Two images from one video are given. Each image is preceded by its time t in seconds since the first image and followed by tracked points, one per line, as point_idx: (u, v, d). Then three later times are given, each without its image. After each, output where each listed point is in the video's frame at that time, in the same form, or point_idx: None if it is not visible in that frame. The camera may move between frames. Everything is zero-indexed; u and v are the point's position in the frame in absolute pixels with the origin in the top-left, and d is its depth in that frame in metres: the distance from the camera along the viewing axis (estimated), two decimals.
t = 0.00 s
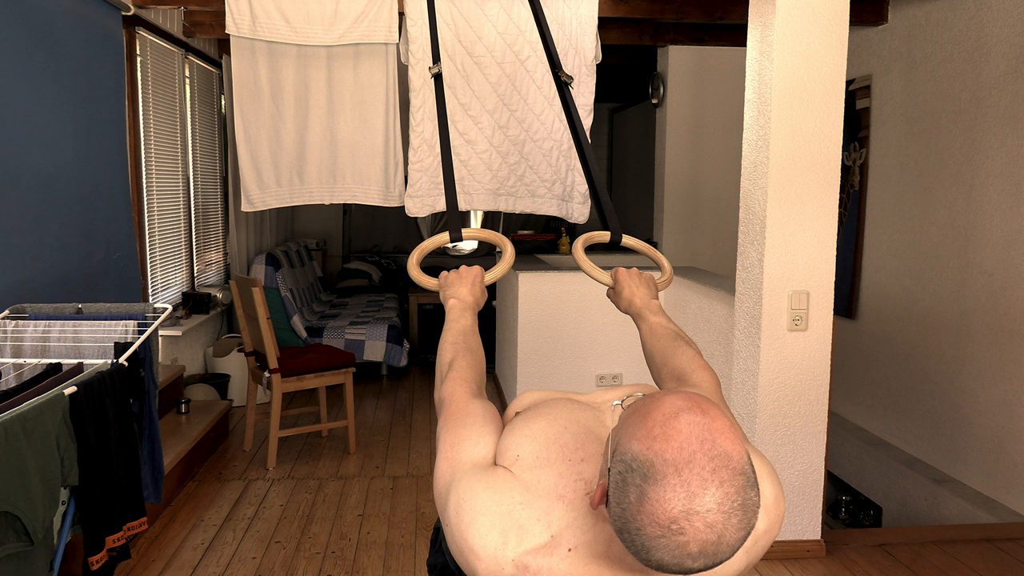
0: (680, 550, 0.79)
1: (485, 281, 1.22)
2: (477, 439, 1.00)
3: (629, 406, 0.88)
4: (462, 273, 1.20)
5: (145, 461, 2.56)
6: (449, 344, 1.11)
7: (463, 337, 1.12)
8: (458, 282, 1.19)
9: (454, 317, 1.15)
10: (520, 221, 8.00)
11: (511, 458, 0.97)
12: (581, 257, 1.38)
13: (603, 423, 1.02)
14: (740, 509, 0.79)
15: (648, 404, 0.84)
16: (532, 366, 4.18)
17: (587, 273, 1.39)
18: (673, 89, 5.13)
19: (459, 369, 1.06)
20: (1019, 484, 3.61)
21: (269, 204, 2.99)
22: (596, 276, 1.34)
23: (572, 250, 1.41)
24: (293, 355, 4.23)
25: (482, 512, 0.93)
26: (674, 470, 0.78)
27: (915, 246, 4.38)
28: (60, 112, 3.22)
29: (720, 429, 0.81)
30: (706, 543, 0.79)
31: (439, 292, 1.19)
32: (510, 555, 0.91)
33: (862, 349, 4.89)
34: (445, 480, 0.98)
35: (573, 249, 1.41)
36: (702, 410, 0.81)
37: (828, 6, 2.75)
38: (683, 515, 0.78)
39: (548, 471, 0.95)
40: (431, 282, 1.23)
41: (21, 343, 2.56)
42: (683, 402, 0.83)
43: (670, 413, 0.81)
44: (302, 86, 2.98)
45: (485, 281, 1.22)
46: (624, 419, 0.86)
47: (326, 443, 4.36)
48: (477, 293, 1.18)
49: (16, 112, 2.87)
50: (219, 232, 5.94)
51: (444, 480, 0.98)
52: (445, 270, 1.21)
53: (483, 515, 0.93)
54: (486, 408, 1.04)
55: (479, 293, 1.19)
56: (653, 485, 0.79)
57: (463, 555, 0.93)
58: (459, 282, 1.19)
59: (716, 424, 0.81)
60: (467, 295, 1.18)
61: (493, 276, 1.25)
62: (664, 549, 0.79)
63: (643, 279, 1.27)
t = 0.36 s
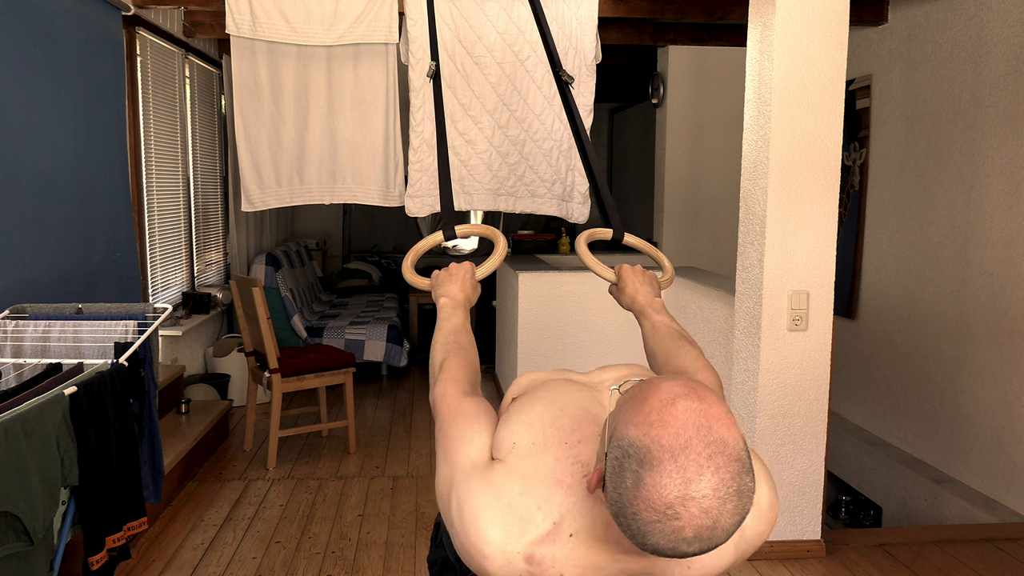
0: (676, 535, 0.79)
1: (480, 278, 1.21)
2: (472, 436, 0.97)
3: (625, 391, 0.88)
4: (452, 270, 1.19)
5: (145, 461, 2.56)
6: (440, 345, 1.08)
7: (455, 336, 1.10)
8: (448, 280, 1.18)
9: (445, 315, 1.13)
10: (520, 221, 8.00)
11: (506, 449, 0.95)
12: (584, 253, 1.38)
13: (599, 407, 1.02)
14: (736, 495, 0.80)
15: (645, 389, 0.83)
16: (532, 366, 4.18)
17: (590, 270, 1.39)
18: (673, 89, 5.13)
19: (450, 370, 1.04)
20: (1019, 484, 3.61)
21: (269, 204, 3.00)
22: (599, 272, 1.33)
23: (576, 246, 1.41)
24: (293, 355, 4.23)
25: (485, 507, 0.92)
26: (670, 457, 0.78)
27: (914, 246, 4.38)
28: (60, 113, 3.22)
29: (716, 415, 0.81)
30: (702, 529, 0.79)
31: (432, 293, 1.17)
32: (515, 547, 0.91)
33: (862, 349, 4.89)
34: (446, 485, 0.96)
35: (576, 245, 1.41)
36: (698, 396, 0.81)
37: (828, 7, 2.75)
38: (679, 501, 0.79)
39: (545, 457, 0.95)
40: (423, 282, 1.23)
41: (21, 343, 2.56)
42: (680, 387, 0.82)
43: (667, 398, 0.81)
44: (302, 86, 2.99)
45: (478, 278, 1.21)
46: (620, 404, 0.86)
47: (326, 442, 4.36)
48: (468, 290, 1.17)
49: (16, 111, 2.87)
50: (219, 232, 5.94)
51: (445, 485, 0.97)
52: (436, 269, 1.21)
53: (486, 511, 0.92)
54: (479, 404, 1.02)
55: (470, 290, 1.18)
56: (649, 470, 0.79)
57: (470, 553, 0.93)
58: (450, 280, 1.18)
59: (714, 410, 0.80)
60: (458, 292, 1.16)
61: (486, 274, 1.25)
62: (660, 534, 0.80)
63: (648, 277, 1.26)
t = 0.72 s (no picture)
0: (677, 561, 0.78)
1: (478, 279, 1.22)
2: (471, 433, 0.98)
3: (629, 404, 0.85)
4: (453, 271, 1.20)
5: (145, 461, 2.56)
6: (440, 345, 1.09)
7: (453, 336, 1.11)
8: (450, 278, 1.18)
9: (444, 315, 1.14)
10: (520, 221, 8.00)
11: (505, 444, 0.94)
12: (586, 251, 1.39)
13: (599, 403, 1.00)
14: (740, 523, 0.78)
15: (650, 408, 0.81)
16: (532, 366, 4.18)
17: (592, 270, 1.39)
18: (673, 89, 5.13)
19: (450, 370, 1.05)
20: (1018, 485, 3.61)
21: (269, 204, 3.00)
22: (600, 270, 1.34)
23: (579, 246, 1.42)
24: (293, 355, 4.23)
25: (482, 504, 0.91)
26: (674, 483, 0.77)
27: (914, 246, 4.38)
28: (60, 113, 3.22)
29: (722, 440, 0.78)
30: (703, 556, 0.77)
31: (431, 293, 1.18)
32: (512, 546, 0.90)
33: (863, 349, 4.89)
34: (446, 482, 0.96)
35: (579, 245, 1.42)
36: (704, 419, 0.79)
37: (827, 7, 2.75)
38: (681, 529, 0.77)
39: (543, 452, 0.93)
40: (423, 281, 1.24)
41: (21, 343, 2.56)
42: (687, 407, 0.80)
43: (672, 420, 0.79)
44: (302, 86, 2.99)
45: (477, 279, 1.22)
46: (623, 418, 0.84)
47: (326, 443, 4.36)
48: (467, 290, 1.17)
49: (15, 111, 2.87)
50: (219, 232, 5.94)
51: (445, 482, 0.97)
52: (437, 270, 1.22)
53: (485, 507, 0.91)
54: (479, 402, 1.03)
55: (469, 290, 1.19)
56: (651, 496, 0.78)
57: (469, 550, 0.92)
58: (450, 279, 1.19)
59: (719, 434, 0.78)
60: (458, 292, 1.17)
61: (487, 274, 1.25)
62: (661, 560, 0.78)
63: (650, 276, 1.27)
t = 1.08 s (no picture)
0: None
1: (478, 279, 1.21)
2: (472, 435, 0.97)
3: (640, 455, 0.75)
4: (453, 272, 1.20)
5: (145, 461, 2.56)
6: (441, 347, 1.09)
7: (454, 338, 1.11)
8: (450, 278, 1.18)
9: (445, 317, 1.14)
10: (520, 221, 8.00)
11: (505, 447, 0.92)
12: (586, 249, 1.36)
13: (601, 403, 0.98)
14: None
15: (661, 471, 0.70)
16: (531, 366, 4.18)
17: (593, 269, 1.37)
18: (673, 89, 5.13)
19: (450, 372, 1.04)
20: (1018, 485, 3.61)
21: (269, 204, 3.00)
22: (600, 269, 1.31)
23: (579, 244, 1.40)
24: (293, 355, 4.23)
25: (483, 507, 0.90)
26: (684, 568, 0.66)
27: (914, 246, 4.38)
28: (60, 113, 3.22)
29: (740, 517, 0.67)
30: None
31: (431, 294, 1.18)
32: (513, 550, 0.88)
33: (862, 349, 4.89)
34: (447, 484, 0.95)
35: (580, 243, 1.40)
36: (721, 493, 0.67)
37: (828, 7, 2.75)
38: None
39: (545, 453, 0.91)
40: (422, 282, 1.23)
41: (21, 343, 2.56)
42: (704, 477, 0.68)
43: (684, 494, 0.68)
44: (302, 86, 2.99)
45: (477, 279, 1.21)
46: (632, 473, 0.74)
47: (326, 443, 4.36)
48: (467, 291, 1.17)
49: (15, 111, 2.87)
50: (219, 232, 5.94)
51: (445, 483, 0.96)
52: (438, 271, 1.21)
53: (486, 509, 0.90)
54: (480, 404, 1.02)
55: (470, 291, 1.18)
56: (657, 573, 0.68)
57: (471, 552, 0.91)
58: (449, 280, 1.18)
59: (736, 510, 0.67)
60: (458, 294, 1.17)
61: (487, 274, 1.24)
62: None
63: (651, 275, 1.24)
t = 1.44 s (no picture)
0: None
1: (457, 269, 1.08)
2: (466, 432, 0.93)
3: (644, 446, 0.71)
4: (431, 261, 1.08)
5: (145, 461, 2.56)
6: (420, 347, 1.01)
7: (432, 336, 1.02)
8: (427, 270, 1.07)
9: (421, 316, 1.04)
10: (520, 221, 8.01)
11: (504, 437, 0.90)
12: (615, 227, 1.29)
13: (600, 392, 0.96)
14: None
15: (663, 465, 0.67)
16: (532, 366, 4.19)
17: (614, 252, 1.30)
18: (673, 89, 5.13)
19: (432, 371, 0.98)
20: (1018, 485, 3.61)
21: (269, 204, 3.00)
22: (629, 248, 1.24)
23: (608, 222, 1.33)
24: (293, 355, 4.23)
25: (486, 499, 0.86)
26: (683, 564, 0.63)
27: (914, 246, 4.38)
28: (60, 113, 3.22)
29: (743, 517, 0.64)
30: None
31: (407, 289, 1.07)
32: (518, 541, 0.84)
33: (863, 349, 4.89)
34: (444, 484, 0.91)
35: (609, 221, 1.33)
36: (724, 491, 0.64)
37: (828, 7, 2.75)
38: None
39: (547, 437, 0.88)
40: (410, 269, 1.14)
41: (21, 343, 2.56)
42: (708, 471, 0.65)
43: (686, 489, 0.64)
44: (302, 85, 2.99)
45: (454, 269, 1.08)
46: (634, 464, 0.71)
47: (326, 443, 4.36)
48: (444, 283, 1.06)
49: (15, 111, 2.86)
50: (219, 232, 5.94)
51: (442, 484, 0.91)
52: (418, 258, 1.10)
53: (489, 499, 0.86)
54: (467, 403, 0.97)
55: (448, 280, 1.06)
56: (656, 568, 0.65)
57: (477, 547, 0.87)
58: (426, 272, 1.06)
59: (739, 509, 0.64)
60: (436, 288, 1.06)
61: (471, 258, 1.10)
62: None
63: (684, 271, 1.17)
